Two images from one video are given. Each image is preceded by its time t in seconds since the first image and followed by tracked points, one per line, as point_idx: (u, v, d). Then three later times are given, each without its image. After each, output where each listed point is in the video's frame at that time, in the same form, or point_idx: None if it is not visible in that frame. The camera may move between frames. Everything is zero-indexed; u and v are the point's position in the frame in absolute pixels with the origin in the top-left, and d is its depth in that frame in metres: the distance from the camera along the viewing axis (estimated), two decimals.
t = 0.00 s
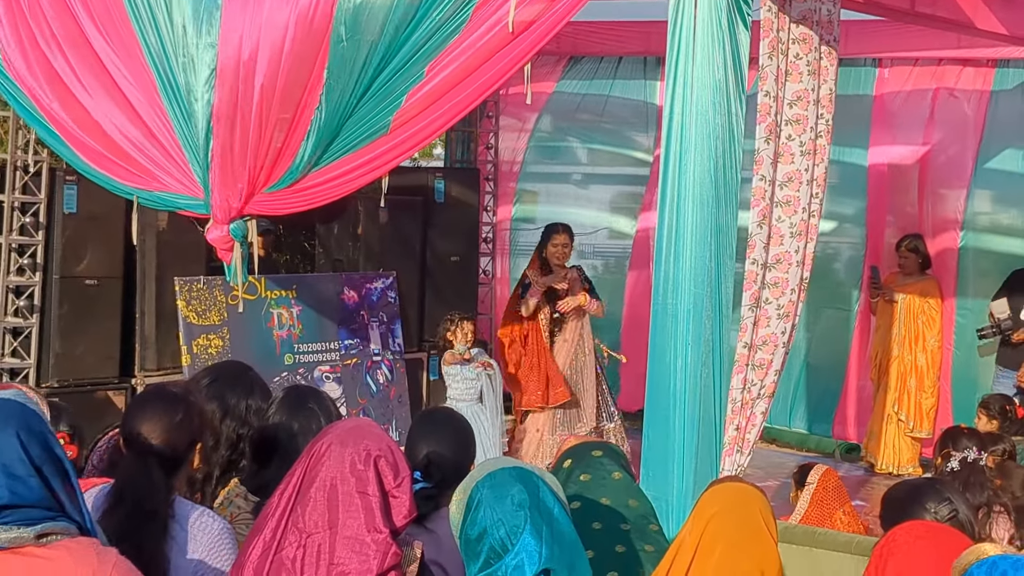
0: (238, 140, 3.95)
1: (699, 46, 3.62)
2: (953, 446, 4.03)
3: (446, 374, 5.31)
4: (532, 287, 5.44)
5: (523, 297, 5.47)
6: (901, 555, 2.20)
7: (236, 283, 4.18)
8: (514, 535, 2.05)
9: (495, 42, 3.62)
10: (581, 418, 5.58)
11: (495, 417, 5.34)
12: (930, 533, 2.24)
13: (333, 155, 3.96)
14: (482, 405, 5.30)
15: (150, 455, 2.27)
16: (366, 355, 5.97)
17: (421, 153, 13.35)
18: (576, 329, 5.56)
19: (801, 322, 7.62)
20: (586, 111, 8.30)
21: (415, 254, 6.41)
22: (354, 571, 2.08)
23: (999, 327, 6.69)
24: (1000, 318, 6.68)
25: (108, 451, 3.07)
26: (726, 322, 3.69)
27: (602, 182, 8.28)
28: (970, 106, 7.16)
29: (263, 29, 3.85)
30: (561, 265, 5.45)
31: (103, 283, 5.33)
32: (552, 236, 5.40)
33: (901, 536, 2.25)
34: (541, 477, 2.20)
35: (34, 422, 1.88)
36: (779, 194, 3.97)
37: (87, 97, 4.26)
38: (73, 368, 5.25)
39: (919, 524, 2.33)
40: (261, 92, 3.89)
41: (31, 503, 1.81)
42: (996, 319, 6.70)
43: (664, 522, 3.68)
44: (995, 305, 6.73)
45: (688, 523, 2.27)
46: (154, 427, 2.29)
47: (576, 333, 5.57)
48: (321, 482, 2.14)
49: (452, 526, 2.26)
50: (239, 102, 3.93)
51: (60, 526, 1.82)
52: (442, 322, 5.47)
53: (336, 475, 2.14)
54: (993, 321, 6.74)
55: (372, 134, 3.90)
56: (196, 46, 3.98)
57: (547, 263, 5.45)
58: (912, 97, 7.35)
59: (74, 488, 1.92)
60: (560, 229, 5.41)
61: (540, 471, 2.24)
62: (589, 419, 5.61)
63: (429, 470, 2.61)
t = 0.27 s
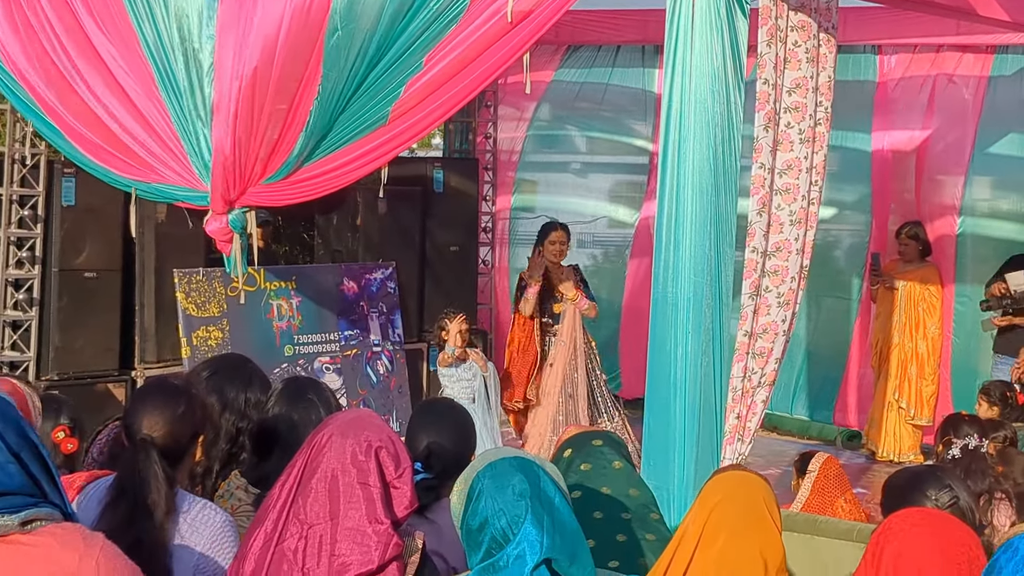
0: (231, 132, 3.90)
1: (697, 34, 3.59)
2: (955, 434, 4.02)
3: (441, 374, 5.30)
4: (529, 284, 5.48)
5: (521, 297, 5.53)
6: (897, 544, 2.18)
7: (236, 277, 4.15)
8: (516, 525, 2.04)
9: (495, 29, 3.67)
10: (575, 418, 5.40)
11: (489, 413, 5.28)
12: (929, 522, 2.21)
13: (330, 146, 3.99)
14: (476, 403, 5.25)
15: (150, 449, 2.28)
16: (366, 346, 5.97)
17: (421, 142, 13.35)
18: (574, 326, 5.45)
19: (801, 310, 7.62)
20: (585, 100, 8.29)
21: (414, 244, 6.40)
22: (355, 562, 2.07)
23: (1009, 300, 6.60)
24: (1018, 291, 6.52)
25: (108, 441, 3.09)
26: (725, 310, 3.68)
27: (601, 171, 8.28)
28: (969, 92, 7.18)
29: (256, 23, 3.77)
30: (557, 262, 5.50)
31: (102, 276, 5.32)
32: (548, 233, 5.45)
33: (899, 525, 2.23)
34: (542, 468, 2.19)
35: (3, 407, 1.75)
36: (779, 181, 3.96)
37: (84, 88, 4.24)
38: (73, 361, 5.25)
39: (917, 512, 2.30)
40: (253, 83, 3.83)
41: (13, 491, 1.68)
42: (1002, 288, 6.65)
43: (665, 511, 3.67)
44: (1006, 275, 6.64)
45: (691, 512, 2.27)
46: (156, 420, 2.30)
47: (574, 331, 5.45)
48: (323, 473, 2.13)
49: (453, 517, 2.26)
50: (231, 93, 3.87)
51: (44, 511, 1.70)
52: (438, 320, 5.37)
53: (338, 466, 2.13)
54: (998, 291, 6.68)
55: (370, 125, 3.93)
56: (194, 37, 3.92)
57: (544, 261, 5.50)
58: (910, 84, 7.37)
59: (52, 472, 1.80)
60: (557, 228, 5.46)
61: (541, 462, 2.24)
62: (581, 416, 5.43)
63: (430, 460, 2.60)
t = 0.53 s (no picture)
0: (229, 123, 3.87)
1: (696, 23, 3.58)
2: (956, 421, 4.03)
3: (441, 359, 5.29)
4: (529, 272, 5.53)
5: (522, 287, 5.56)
6: (902, 530, 2.13)
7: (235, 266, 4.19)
8: (518, 514, 1.99)
9: (494, 18, 3.71)
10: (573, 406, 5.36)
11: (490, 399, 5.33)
12: (932, 509, 2.17)
13: (329, 136, 3.99)
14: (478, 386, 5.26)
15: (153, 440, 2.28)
16: (366, 336, 5.98)
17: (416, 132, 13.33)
18: (572, 314, 5.38)
19: (801, 299, 7.60)
20: (583, 89, 8.30)
21: (413, 235, 6.41)
22: (358, 552, 2.07)
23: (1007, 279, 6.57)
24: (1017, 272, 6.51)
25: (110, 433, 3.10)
26: (725, 297, 3.68)
27: (599, 159, 8.28)
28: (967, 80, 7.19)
29: (253, 14, 3.74)
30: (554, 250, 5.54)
31: (102, 267, 5.33)
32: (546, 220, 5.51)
33: (903, 511, 2.18)
34: (543, 457, 2.14)
35: None
36: (779, 169, 3.96)
37: (81, 78, 4.22)
38: (73, 353, 5.26)
39: (920, 498, 2.25)
40: (252, 73, 3.79)
41: None
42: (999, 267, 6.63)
43: (666, 498, 3.67)
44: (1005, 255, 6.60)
45: (694, 501, 2.27)
46: (159, 411, 2.29)
47: (573, 319, 5.38)
48: (325, 463, 2.13)
49: (454, 507, 2.22)
50: (228, 83, 3.83)
51: (27, 497, 1.65)
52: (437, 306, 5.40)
53: (339, 456, 2.13)
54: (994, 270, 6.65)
55: (369, 115, 3.94)
56: (194, 28, 3.88)
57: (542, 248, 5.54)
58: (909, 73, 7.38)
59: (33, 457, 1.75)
60: (555, 215, 5.52)
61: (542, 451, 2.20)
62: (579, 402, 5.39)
63: (431, 451, 2.60)
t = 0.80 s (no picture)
0: (234, 119, 3.88)
1: (694, 15, 3.57)
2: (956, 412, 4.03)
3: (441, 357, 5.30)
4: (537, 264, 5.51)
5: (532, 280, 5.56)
6: (909, 521, 2.12)
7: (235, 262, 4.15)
8: (520, 507, 1.99)
9: (491, 13, 3.74)
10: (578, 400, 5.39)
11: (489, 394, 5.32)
12: (939, 500, 2.16)
13: (332, 128, 3.97)
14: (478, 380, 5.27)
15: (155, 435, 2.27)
16: (366, 330, 5.97)
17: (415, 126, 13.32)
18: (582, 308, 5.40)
19: (801, 291, 7.60)
20: (582, 82, 8.31)
21: (413, 228, 6.40)
22: (361, 546, 2.07)
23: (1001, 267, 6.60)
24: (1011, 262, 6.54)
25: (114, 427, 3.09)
26: (726, 289, 3.68)
27: (598, 152, 8.29)
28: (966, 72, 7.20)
29: (257, 6, 3.79)
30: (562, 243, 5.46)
31: (102, 263, 5.33)
32: (553, 215, 5.41)
33: (911, 502, 2.17)
34: (546, 450, 2.13)
35: None
36: (779, 161, 3.98)
37: (81, 74, 4.22)
38: (74, 349, 5.25)
39: (928, 488, 2.25)
40: (257, 69, 3.84)
41: None
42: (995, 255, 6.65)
43: (668, 492, 3.66)
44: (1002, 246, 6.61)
45: (697, 493, 2.26)
46: (161, 406, 2.29)
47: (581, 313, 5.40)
48: (326, 457, 2.13)
49: (458, 500, 2.24)
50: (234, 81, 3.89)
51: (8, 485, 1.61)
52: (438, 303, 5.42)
53: (340, 450, 2.12)
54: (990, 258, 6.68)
55: (369, 107, 3.93)
56: (195, 24, 3.92)
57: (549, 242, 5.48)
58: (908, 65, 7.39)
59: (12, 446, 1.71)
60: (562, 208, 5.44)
61: (544, 444, 2.19)
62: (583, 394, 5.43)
63: (432, 444, 2.60)
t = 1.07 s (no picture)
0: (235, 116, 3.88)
1: (694, 11, 3.55)
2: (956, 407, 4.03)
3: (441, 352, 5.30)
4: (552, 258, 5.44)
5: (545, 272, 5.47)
6: (909, 516, 2.13)
7: (236, 258, 4.18)
8: (522, 504, 1.99)
9: (492, 9, 3.73)
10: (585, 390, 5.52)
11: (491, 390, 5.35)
12: (939, 496, 2.15)
13: (332, 126, 3.97)
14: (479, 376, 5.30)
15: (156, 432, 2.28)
16: (366, 327, 5.98)
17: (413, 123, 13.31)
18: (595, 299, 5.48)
19: (801, 287, 7.59)
20: (582, 78, 8.31)
21: (413, 225, 6.41)
22: (363, 543, 2.08)
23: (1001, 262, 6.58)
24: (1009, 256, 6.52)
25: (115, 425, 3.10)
26: (726, 285, 3.68)
27: (598, 149, 8.29)
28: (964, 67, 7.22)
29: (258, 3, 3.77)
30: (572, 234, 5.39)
31: (102, 260, 5.34)
32: (562, 208, 5.32)
33: (911, 497, 2.17)
34: (547, 447, 2.13)
35: None
36: (779, 157, 3.97)
37: (81, 71, 4.23)
38: (75, 347, 5.26)
39: (930, 483, 2.24)
40: (257, 66, 3.81)
41: None
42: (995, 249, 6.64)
43: (668, 487, 3.66)
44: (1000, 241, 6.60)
45: (697, 489, 2.26)
46: (161, 404, 2.29)
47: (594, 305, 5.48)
48: (327, 455, 2.13)
49: (459, 496, 2.25)
50: (234, 77, 3.88)
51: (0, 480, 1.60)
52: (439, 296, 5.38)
53: (341, 447, 2.13)
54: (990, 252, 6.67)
55: (370, 105, 3.93)
56: (192, 21, 3.91)
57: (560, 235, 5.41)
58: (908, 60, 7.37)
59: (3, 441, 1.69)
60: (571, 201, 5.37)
61: (545, 440, 2.18)
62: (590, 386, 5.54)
63: (433, 441, 2.59)
